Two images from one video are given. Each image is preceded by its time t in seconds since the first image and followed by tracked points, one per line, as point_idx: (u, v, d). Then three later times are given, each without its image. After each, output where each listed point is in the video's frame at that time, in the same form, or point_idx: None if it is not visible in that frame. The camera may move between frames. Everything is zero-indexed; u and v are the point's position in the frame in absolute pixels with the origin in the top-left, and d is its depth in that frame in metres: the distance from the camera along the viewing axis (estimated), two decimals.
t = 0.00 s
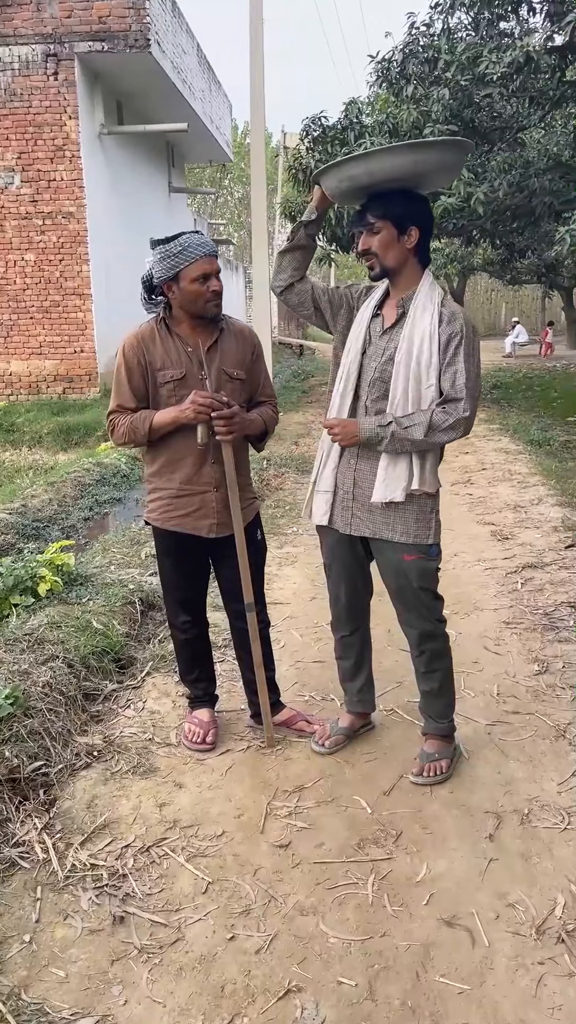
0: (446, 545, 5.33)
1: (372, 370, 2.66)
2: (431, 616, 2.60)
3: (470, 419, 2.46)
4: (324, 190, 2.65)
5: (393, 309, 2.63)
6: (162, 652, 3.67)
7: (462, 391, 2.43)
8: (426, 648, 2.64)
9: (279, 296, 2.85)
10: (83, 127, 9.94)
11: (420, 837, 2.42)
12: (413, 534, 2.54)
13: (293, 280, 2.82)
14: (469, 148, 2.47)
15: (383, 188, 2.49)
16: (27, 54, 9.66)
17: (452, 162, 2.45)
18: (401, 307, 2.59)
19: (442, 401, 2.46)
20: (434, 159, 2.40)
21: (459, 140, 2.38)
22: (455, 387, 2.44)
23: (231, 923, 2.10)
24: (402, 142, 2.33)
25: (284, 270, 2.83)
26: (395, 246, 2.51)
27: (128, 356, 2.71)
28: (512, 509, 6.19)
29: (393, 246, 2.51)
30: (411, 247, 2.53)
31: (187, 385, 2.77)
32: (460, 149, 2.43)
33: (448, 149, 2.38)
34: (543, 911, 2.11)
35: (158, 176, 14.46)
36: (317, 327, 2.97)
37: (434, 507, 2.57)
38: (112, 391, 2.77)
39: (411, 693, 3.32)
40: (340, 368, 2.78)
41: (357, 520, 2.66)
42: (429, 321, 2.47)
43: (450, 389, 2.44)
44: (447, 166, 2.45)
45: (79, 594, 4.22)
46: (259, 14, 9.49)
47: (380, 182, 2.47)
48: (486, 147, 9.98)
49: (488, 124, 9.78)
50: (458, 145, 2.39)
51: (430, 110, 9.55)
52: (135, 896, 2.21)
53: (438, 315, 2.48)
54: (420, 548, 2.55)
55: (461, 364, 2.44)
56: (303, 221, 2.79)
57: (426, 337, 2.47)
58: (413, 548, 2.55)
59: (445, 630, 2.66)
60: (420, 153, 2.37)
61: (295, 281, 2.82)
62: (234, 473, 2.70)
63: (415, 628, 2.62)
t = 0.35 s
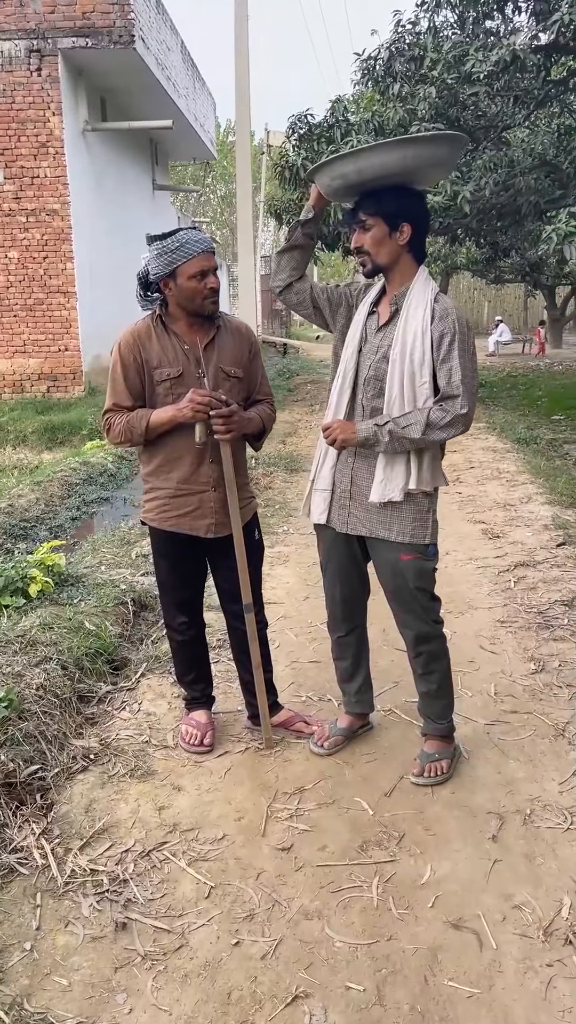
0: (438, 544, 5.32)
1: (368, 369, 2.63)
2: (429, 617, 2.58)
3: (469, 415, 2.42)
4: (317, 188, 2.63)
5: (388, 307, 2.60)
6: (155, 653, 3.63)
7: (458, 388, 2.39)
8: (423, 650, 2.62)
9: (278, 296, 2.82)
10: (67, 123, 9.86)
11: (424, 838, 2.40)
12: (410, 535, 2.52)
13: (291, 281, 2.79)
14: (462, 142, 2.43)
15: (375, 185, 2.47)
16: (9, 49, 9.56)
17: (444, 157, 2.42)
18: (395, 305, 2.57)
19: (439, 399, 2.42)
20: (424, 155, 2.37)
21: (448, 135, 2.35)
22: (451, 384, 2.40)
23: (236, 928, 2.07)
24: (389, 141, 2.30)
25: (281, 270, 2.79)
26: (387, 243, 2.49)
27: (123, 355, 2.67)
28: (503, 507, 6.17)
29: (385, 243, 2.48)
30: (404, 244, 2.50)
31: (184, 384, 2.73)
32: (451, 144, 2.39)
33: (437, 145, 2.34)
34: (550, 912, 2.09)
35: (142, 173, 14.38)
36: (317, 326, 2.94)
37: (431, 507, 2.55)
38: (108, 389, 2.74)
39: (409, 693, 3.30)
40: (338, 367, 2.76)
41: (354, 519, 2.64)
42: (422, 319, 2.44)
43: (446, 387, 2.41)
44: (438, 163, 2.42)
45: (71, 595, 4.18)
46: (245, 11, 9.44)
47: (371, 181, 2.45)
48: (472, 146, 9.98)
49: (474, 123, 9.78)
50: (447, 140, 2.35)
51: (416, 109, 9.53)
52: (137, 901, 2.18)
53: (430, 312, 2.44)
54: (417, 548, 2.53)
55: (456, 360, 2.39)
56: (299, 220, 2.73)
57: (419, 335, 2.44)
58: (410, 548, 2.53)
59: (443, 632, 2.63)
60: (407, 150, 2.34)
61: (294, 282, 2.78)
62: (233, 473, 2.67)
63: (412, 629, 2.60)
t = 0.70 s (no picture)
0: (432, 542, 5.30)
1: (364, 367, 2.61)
2: (423, 618, 2.55)
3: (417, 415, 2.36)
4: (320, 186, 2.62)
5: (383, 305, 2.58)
6: (152, 654, 3.60)
7: (413, 388, 2.35)
8: (417, 650, 2.60)
9: (286, 296, 2.82)
10: (54, 119, 9.79)
11: (428, 839, 2.38)
12: (400, 534, 2.49)
13: (298, 280, 2.78)
14: (463, 137, 2.37)
15: (372, 181, 2.45)
16: None
17: (441, 153, 2.38)
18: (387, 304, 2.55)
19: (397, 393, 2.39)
20: (417, 151, 2.33)
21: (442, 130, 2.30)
22: (410, 380, 2.36)
23: (241, 932, 2.05)
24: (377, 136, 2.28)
25: (289, 270, 2.79)
26: (383, 239, 2.46)
27: (122, 353, 2.64)
28: (495, 506, 6.16)
29: (382, 240, 2.46)
30: (401, 240, 2.46)
31: (184, 382, 2.70)
32: (448, 138, 2.33)
33: (429, 141, 2.30)
34: (557, 913, 2.08)
35: (129, 171, 14.30)
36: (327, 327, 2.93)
37: (422, 506, 2.51)
38: (107, 389, 2.71)
39: (408, 693, 3.29)
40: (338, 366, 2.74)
41: (347, 518, 2.62)
42: (407, 315, 2.42)
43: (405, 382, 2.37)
44: (434, 159, 2.38)
45: (65, 595, 4.14)
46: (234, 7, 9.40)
47: (367, 177, 2.43)
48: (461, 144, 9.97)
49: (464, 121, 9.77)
50: (441, 135, 2.30)
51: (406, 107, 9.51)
52: (140, 905, 2.15)
53: (416, 308, 2.42)
54: (407, 548, 2.50)
55: (422, 357, 2.35)
56: (307, 219, 2.73)
57: (401, 330, 2.43)
58: (400, 548, 2.50)
59: (438, 632, 2.60)
60: (398, 145, 2.31)
61: (300, 281, 2.78)
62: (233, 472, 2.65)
63: (405, 629, 2.57)
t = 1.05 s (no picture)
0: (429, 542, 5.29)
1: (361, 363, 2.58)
2: (421, 619, 2.52)
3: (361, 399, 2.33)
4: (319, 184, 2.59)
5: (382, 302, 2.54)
6: (151, 654, 3.57)
7: (373, 373, 2.31)
8: (416, 651, 2.57)
9: (289, 294, 2.78)
10: (46, 116, 9.73)
11: (433, 842, 2.36)
12: (397, 534, 2.46)
13: (301, 278, 2.75)
14: (457, 131, 2.32)
15: (367, 179, 2.42)
16: None
17: (434, 147, 2.32)
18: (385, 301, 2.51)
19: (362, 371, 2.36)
20: (408, 147, 2.29)
21: (433, 124, 2.26)
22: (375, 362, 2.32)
23: (247, 937, 2.03)
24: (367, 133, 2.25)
25: (292, 267, 2.75)
26: (379, 237, 2.42)
27: (123, 351, 2.60)
28: (491, 505, 6.16)
29: (377, 238, 2.42)
30: (396, 239, 2.42)
31: (185, 380, 2.67)
32: (440, 133, 2.29)
33: (420, 136, 2.27)
34: (565, 916, 2.07)
35: (122, 168, 14.24)
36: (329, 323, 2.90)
37: (419, 506, 2.48)
38: (107, 387, 2.67)
39: (409, 693, 3.26)
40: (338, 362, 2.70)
41: (346, 517, 2.59)
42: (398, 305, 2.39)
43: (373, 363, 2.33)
44: (427, 153, 2.33)
45: (61, 595, 4.11)
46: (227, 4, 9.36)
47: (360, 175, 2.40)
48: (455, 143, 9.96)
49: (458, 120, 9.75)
50: (433, 129, 2.27)
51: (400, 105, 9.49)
52: (144, 910, 2.12)
53: (407, 301, 2.38)
54: (405, 548, 2.47)
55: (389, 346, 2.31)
56: (309, 218, 2.69)
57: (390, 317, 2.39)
58: (398, 548, 2.47)
59: (437, 633, 2.57)
60: (389, 141, 2.28)
61: (303, 279, 2.74)
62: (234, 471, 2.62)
63: (404, 629, 2.54)
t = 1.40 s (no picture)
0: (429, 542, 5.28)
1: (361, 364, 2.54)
2: (427, 620, 2.48)
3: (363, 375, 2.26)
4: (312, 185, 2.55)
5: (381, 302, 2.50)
6: (151, 656, 3.54)
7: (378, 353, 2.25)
8: (422, 654, 2.53)
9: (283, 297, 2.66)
10: (43, 114, 9.68)
11: (440, 848, 2.33)
12: (402, 535, 2.43)
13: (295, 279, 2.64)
14: (450, 125, 2.28)
15: (360, 179, 2.38)
16: None
17: (428, 143, 2.28)
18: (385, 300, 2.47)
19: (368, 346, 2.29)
20: (400, 145, 2.25)
21: (424, 121, 2.22)
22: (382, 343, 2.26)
23: (253, 946, 2.00)
24: (356, 132, 2.21)
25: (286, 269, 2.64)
26: (375, 237, 2.38)
27: (125, 350, 2.56)
28: (491, 506, 6.15)
29: (373, 239, 2.39)
30: (393, 238, 2.39)
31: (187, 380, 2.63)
32: (432, 128, 2.25)
33: (411, 133, 2.22)
34: None
35: (118, 167, 14.19)
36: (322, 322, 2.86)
37: (424, 506, 2.45)
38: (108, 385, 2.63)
39: (412, 696, 3.23)
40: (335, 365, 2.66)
41: (350, 519, 2.56)
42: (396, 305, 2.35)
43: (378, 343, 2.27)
44: (421, 150, 2.29)
45: (60, 596, 4.08)
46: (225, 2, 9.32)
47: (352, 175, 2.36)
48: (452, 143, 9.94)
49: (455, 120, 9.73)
50: (424, 126, 2.22)
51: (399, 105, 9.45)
52: (148, 918, 2.09)
53: (406, 301, 2.35)
54: (410, 550, 2.43)
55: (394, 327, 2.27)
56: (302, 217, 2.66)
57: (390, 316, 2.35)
58: (404, 550, 2.44)
59: (443, 635, 2.53)
60: (379, 139, 2.24)
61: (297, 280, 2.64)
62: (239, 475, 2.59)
63: (409, 632, 2.51)
